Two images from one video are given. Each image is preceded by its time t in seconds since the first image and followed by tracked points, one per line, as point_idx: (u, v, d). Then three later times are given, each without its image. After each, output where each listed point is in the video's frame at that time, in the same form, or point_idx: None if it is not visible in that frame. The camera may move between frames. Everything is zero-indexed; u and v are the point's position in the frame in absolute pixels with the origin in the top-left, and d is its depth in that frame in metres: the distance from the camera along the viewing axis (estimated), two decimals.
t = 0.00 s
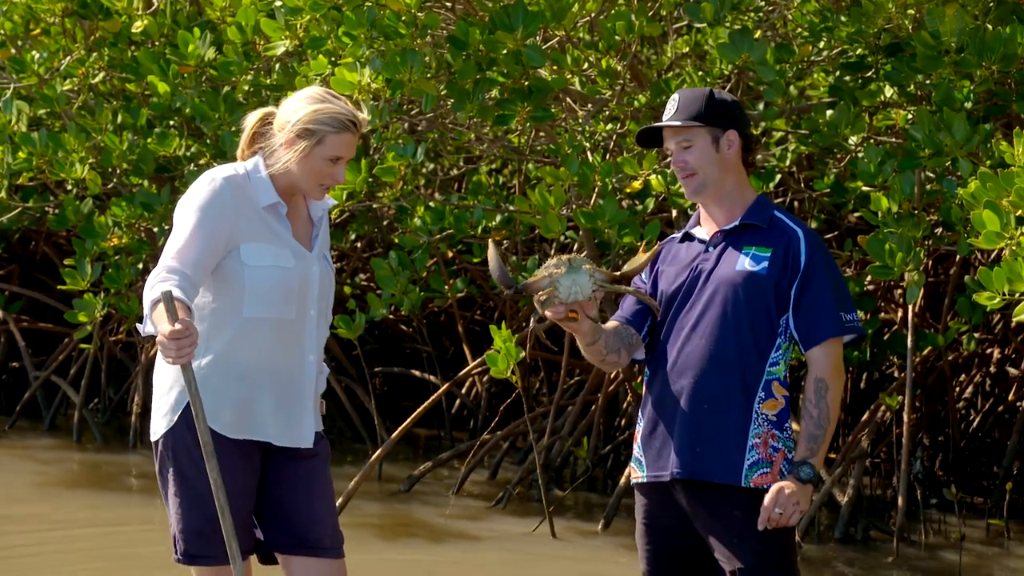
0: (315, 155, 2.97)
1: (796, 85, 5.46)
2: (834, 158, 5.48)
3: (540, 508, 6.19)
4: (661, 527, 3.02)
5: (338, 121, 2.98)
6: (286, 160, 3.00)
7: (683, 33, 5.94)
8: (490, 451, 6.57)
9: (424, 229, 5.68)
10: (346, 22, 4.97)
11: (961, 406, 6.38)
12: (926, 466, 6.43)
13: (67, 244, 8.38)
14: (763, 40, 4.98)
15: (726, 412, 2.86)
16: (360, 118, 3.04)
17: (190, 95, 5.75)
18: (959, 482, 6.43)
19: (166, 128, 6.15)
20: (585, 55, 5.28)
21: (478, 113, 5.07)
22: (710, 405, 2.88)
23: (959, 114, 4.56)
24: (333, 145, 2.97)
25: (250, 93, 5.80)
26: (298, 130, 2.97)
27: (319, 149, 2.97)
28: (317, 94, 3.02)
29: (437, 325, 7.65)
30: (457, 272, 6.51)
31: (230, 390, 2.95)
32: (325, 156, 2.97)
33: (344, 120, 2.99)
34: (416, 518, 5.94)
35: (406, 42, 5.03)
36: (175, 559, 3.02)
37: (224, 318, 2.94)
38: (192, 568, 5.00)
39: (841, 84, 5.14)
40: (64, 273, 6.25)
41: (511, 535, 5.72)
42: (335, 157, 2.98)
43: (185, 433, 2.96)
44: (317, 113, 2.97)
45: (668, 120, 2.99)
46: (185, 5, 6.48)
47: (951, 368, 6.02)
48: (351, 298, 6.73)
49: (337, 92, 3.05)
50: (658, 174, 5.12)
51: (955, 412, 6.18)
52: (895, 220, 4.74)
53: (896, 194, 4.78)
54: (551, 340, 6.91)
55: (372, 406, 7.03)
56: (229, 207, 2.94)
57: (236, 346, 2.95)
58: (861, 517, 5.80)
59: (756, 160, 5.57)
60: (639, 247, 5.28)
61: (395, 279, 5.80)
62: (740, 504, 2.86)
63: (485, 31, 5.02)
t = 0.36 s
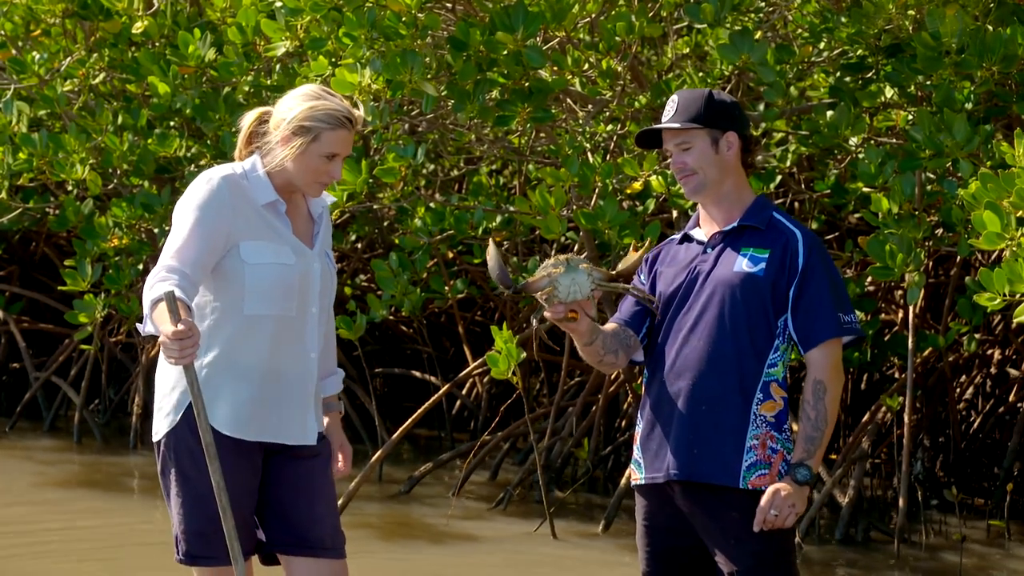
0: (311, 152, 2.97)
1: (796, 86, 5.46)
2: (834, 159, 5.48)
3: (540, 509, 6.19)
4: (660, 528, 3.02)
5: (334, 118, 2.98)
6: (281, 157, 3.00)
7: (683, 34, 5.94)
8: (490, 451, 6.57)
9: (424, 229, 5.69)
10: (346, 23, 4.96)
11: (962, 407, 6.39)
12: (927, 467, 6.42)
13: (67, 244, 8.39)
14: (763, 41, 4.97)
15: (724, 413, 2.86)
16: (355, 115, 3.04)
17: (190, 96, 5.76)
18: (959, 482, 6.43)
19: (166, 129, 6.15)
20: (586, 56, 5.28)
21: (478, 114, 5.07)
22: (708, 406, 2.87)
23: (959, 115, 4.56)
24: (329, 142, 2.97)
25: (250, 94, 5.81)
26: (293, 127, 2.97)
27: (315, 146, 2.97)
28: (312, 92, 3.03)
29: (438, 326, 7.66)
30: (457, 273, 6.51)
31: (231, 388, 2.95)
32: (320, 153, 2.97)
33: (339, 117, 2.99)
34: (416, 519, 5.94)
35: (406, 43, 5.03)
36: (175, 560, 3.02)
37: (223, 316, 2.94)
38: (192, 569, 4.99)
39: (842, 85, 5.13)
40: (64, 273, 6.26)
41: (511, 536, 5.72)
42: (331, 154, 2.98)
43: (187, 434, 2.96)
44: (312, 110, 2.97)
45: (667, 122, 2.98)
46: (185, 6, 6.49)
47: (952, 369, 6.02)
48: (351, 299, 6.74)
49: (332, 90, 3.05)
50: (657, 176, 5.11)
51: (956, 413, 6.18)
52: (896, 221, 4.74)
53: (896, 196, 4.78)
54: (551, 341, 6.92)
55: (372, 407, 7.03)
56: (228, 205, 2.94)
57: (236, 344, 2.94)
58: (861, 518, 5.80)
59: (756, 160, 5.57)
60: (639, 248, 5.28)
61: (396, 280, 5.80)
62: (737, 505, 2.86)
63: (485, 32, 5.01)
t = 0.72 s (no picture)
0: (309, 141, 2.97)
1: (799, 81, 5.46)
2: (837, 155, 5.47)
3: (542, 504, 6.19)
4: (664, 523, 3.01)
5: (332, 105, 2.99)
6: (281, 148, 3.01)
7: (686, 29, 5.94)
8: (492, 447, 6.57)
9: (427, 224, 5.67)
10: (349, 19, 4.95)
11: (964, 403, 6.39)
12: (930, 463, 6.43)
13: (69, 240, 8.39)
14: (767, 37, 4.96)
15: (725, 408, 2.85)
16: (352, 103, 3.05)
17: (192, 91, 5.76)
18: (962, 478, 6.43)
19: (169, 125, 6.15)
20: (588, 51, 5.28)
21: (481, 110, 5.08)
22: (710, 401, 2.87)
23: (962, 111, 4.56)
24: (327, 130, 2.97)
25: (253, 90, 5.81)
26: (290, 117, 2.98)
27: (314, 134, 2.97)
28: (309, 83, 3.04)
29: (440, 322, 7.66)
30: (459, 269, 6.52)
31: (232, 386, 2.95)
32: (319, 141, 2.97)
33: (336, 104, 2.99)
34: (418, 514, 5.95)
35: (409, 38, 5.02)
36: (178, 554, 3.02)
37: (224, 314, 2.94)
38: (193, 564, 5.00)
39: (845, 81, 5.12)
40: (67, 269, 6.27)
41: (513, 531, 5.72)
42: (330, 141, 2.98)
43: (187, 429, 2.95)
44: (308, 99, 2.98)
45: (674, 116, 2.98)
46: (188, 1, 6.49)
47: (954, 365, 6.02)
48: (353, 295, 6.74)
49: (327, 79, 3.06)
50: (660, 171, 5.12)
51: (958, 409, 6.18)
52: (899, 217, 4.73)
53: (899, 191, 4.77)
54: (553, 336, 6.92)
55: (375, 403, 7.04)
56: (229, 202, 2.94)
57: (237, 341, 2.94)
58: (863, 514, 5.80)
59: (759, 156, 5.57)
60: (642, 244, 5.27)
61: (398, 275, 5.80)
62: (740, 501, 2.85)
63: (488, 27, 5.00)
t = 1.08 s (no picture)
0: (306, 136, 2.97)
1: (799, 79, 5.47)
2: (837, 152, 5.47)
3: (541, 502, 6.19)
4: (666, 524, 3.01)
5: (329, 101, 2.99)
6: (281, 146, 3.00)
7: (686, 27, 5.94)
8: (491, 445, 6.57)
9: (427, 222, 5.67)
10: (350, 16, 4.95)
11: (965, 400, 6.39)
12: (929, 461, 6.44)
13: (69, 238, 8.39)
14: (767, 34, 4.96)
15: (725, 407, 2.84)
16: (349, 97, 3.04)
17: (193, 89, 5.77)
18: (961, 476, 6.44)
19: (169, 123, 6.15)
20: (588, 49, 5.27)
21: (481, 107, 5.09)
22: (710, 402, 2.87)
23: (963, 108, 4.56)
24: (323, 126, 2.97)
25: (253, 87, 5.81)
26: (288, 113, 2.98)
27: (311, 131, 2.97)
28: (305, 79, 3.03)
29: (440, 319, 7.66)
30: (459, 267, 6.53)
31: (233, 385, 2.95)
32: (316, 137, 2.97)
33: (333, 100, 2.99)
34: (418, 513, 5.95)
35: (408, 36, 5.02)
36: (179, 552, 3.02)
37: (225, 313, 2.94)
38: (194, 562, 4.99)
39: (845, 79, 5.12)
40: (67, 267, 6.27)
41: (513, 529, 5.72)
42: (327, 136, 2.98)
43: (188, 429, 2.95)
44: (305, 95, 2.98)
45: (694, 112, 2.94)
46: None
47: (954, 363, 6.03)
48: (353, 293, 6.74)
49: (323, 74, 3.05)
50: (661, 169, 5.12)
51: (958, 407, 6.19)
52: (900, 215, 4.72)
53: (899, 189, 4.78)
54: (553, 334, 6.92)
55: (375, 401, 7.04)
56: (230, 202, 2.94)
57: (238, 341, 2.94)
58: (864, 512, 5.81)
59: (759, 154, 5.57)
60: (643, 242, 5.27)
61: (398, 273, 5.80)
62: (740, 506, 2.84)
63: (488, 25, 4.99)
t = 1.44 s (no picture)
0: (312, 133, 2.98)
1: (796, 81, 5.48)
2: (835, 154, 5.47)
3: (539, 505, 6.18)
4: (675, 530, 2.96)
5: (332, 96, 2.99)
6: (290, 145, 3.01)
7: (684, 29, 5.95)
8: (489, 447, 6.57)
9: (424, 224, 5.67)
10: (346, 18, 4.95)
11: (962, 402, 6.40)
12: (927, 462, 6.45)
13: (67, 240, 8.40)
14: (763, 37, 4.97)
15: (727, 409, 2.80)
16: (354, 92, 3.05)
17: (190, 91, 5.78)
18: (959, 478, 6.44)
19: (167, 125, 6.16)
20: (586, 51, 5.27)
21: (478, 109, 5.05)
22: (710, 404, 2.84)
23: (960, 110, 4.55)
24: (330, 120, 2.98)
25: (250, 90, 5.82)
26: (293, 111, 2.99)
27: (317, 126, 2.98)
28: (308, 76, 3.04)
29: (438, 322, 7.66)
30: (456, 269, 6.54)
31: (240, 387, 2.95)
32: (323, 133, 2.98)
33: (336, 95, 3.00)
34: (416, 515, 5.94)
35: (406, 38, 5.04)
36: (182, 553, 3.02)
37: (232, 315, 2.94)
38: (192, 564, 4.99)
39: (843, 81, 5.12)
40: (65, 269, 6.28)
41: (511, 532, 5.71)
42: (335, 131, 2.99)
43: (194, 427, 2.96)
44: (309, 92, 2.99)
45: (712, 117, 2.91)
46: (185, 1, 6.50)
47: (952, 365, 6.03)
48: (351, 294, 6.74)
49: (326, 70, 3.06)
50: (659, 172, 5.12)
51: (955, 409, 6.19)
52: (897, 217, 4.72)
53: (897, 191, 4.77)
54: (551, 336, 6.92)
55: (373, 403, 7.03)
56: (240, 204, 2.94)
57: (245, 342, 2.94)
58: (861, 514, 5.82)
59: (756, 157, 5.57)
60: (639, 243, 5.27)
61: (396, 275, 5.80)
62: (743, 517, 2.79)
63: (485, 27, 4.97)
